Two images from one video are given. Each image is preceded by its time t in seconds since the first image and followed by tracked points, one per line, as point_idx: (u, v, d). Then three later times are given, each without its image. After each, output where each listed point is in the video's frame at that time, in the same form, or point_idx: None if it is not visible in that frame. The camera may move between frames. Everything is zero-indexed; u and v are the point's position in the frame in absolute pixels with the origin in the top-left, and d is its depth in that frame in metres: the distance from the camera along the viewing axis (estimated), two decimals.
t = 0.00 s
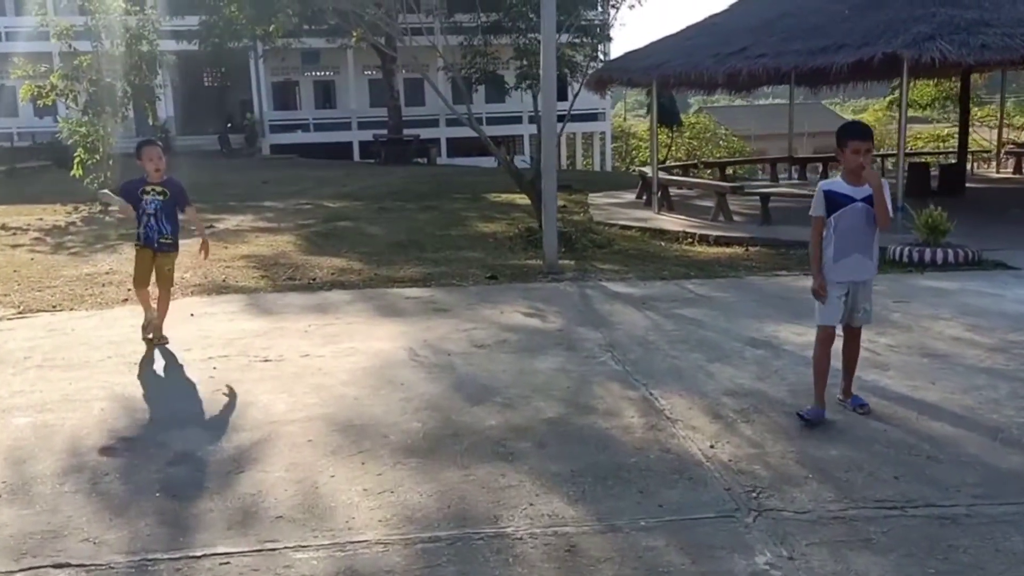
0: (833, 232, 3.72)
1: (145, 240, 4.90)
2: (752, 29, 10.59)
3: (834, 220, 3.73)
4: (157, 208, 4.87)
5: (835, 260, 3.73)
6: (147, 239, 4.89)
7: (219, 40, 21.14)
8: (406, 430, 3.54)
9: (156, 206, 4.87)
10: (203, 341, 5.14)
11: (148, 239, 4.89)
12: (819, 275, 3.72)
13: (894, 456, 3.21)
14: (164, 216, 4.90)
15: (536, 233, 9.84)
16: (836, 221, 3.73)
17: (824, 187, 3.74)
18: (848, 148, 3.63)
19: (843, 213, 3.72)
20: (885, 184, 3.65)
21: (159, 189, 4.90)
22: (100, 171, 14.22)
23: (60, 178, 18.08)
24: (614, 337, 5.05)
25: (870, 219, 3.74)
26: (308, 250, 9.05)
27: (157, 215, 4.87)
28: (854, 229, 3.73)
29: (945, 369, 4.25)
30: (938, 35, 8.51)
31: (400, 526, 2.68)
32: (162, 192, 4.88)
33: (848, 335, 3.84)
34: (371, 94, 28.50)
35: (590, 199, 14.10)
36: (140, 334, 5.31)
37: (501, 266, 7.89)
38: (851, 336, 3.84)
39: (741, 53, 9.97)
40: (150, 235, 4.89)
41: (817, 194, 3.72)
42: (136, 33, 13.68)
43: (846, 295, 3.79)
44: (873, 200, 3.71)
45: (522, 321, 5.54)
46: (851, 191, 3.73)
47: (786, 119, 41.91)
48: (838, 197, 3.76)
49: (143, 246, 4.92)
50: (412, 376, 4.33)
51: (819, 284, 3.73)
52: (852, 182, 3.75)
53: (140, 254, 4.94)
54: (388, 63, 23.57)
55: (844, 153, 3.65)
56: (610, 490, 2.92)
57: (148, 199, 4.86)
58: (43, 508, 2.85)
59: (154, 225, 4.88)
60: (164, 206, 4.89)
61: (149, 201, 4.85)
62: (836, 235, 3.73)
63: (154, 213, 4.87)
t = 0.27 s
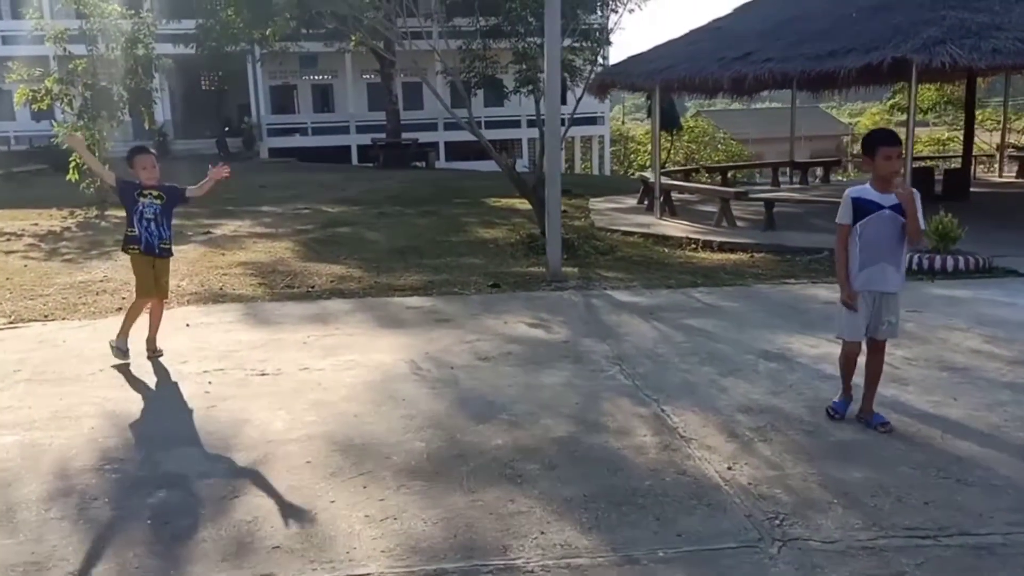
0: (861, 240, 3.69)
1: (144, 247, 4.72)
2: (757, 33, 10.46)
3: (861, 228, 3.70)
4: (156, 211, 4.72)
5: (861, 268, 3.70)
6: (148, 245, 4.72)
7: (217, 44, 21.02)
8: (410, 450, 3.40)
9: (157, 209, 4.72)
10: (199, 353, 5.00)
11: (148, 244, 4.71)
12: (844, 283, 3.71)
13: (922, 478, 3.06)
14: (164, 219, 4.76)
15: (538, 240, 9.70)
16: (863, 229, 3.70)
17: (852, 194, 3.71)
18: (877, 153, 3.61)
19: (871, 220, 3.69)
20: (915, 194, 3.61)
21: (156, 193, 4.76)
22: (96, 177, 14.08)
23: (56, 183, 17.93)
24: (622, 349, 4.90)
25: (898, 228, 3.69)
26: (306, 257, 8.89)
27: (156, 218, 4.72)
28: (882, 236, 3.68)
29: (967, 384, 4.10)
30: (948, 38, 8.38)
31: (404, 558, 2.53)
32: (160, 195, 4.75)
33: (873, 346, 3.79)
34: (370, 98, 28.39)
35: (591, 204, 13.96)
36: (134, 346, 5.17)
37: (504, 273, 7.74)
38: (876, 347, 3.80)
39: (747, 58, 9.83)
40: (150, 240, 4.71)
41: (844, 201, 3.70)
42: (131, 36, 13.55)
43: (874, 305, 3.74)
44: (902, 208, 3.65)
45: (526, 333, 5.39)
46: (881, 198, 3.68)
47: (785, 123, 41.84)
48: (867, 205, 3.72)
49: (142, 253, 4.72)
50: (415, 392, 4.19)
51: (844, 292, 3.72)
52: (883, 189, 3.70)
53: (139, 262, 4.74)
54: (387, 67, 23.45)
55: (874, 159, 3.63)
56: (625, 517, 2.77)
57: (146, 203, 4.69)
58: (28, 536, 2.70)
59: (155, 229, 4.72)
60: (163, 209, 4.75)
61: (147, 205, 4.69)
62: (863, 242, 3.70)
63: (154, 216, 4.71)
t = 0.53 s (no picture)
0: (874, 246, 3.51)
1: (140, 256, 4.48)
2: (760, 33, 10.27)
3: (876, 235, 3.51)
4: (150, 217, 4.49)
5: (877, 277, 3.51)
6: (144, 254, 4.48)
7: (213, 48, 20.86)
8: (409, 472, 3.20)
9: (150, 214, 4.49)
10: (190, 365, 4.80)
11: (143, 251, 4.48)
12: (860, 293, 3.53)
13: (956, 505, 2.87)
14: (157, 225, 4.54)
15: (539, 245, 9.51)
16: (876, 235, 3.51)
17: (864, 199, 3.53)
18: (890, 153, 3.42)
19: (885, 226, 3.49)
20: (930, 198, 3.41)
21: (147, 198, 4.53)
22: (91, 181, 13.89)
23: (51, 188, 17.74)
24: (629, 361, 4.71)
25: (916, 233, 3.48)
26: (303, 263, 8.70)
27: (150, 224, 4.49)
28: (896, 241, 3.48)
29: (994, 399, 3.90)
30: (956, 39, 8.19)
31: None
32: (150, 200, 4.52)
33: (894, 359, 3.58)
34: (368, 102, 28.23)
35: (592, 209, 13.77)
36: (122, 357, 4.97)
37: (504, 280, 7.54)
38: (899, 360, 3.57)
39: (749, 59, 9.63)
40: (145, 247, 4.48)
41: (855, 207, 3.53)
42: (126, 37, 13.38)
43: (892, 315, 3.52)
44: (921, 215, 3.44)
45: (529, 343, 5.20)
46: (895, 202, 3.49)
47: (783, 128, 41.75)
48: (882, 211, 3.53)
49: (137, 262, 4.49)
50: (414, 407, 3.99)
51: (860, 303, 3.54)
52: (897, 193, 3.50)
53: (134, 271, 4.50)
54: (384, 71, 23.27)
55: (887, 160, 3.45)
56: (640, 549, 2.58)
57: (138, 209, 4.46)
58: None
59: (149, 236, 4.49)
60: (156, 214, 4.53)
61: (140, 211, 4.46)
62: (878, 249, 3.51)
63: (148, 222, 4.48)
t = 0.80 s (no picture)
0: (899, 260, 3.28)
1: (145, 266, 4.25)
2: (765, 37, 10.09)
3: (900, 248, 3.29)
4: (153, 224, 4.27)
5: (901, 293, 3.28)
6: (148, 263, 4.25)
7: (209, 51, 20.66)
8: (410, 502, 2.99)
9: (154, 222, 4.28)
10: (179, 380, 4.59)
11: (150, 262, 4.26)
12: (882, 309, 3.32)
13: (1001, 540, 2.66)
14: (161, 233, 4.33)
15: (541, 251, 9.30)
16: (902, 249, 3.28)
17: (888, 211, 3.30)
18: (912, 163, 3.23)
19: (910, 241, 3.27)
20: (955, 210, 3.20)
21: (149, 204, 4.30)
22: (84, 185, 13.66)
23: (43, 191, 17.51)
24: (639, 377, 4.50)
25: (940, 247, 3.28)
26: (299, 270, 8.49)
27: (155, 232, 4.27)
28: (921, 257, 3.26)
29: None
30: (968, 42, 8.02)
31: None
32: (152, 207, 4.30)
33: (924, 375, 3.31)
34: (365, 105, 28.04)
35: (591, 214, 13.57)
36: (107, 371, 4.76)
37: (506, 288, 7.33)
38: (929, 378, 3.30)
39: (754, 62, 9.44)
40: (152, 257, 4.26)
41: (879, 219, 3.29)
42: (118, 39, 13.17)
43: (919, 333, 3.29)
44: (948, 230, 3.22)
45: (533, 357, 4.99)
46: (921, 216, 3.26)
47: (780, 131, 41.63)
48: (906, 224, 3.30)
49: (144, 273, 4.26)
50: (414, 428, 3.79)
51: (883, 318, 3.33)
52: (922, 205, 3.29)
53: (141, 283, 4.27)
54: (381, 74, 23.08)
55: (910, 169, 3.24)
56: None
57: (140, 217, 4.23)
58: None
59: (156, 245, 4.27)
60: (159, 222, 4.31)
61: (145, 219, 4.24)
62: (901, 264, 3.30)
63: (153, 231, 4.26)
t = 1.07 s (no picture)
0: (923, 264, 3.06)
1: (140, 273, 4.05)
2: (768, 37, 9.93)
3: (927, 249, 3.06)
4: (149, 228, 4.06)
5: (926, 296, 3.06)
6: (144, 270, 4.05)
7: (203, 53, 20.47)
8: (413, 526, 2.81)
9: (152, 226, 4.07)
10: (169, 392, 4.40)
11: (146, 269, 4.05)
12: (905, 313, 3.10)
13: None
14: (159, 237, 4.12)
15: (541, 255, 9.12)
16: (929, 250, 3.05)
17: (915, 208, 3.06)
18: (936, 162, 3.02)
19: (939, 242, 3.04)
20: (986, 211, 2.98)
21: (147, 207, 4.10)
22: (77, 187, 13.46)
23: (35, 194, 17.31)
24: (648, 388, 4.32)
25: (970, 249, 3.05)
26: (294, 275, 8.30)
27: (152, 237, 4.07)
28: (949, 260, 3.03)
29: None
30: (978, 42, 7.85)
31: None
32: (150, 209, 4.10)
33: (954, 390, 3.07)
34: (360, 108, 27.87)
35: (591, 217, 13.39)
36: (93, 383, 4.57)
37: (506, 295, 7.15)
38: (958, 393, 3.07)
39: (758, 64, 9.29)
40: (149, 263, 4.06)
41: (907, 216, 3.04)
42: (112, 40, 12.80)
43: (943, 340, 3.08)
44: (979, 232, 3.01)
45: (537, 366, 4.81)
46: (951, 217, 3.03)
47: (776, 135, 41.57)
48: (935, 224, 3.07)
49: (139, 280, 4.06)
50: (416, 443, 3.60)
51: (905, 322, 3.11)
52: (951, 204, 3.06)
53: (136, 291, 4.06)
54: (377, 76, 22.89)
55: (934, 169, 3.03)
56: None
57: (136, 221, 4.03)
58: None
59: (153, 250, 4.07)
60: (157, 225, 4.11)
61: (142, 223, 4.04)
62: (928, 266, 3.06)
63: (150, 235, 4.06)
